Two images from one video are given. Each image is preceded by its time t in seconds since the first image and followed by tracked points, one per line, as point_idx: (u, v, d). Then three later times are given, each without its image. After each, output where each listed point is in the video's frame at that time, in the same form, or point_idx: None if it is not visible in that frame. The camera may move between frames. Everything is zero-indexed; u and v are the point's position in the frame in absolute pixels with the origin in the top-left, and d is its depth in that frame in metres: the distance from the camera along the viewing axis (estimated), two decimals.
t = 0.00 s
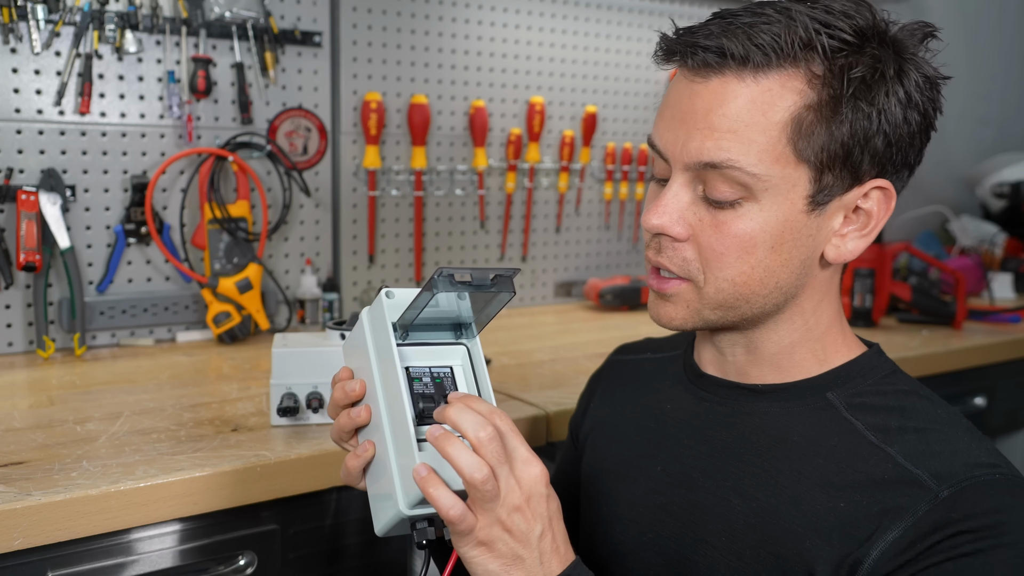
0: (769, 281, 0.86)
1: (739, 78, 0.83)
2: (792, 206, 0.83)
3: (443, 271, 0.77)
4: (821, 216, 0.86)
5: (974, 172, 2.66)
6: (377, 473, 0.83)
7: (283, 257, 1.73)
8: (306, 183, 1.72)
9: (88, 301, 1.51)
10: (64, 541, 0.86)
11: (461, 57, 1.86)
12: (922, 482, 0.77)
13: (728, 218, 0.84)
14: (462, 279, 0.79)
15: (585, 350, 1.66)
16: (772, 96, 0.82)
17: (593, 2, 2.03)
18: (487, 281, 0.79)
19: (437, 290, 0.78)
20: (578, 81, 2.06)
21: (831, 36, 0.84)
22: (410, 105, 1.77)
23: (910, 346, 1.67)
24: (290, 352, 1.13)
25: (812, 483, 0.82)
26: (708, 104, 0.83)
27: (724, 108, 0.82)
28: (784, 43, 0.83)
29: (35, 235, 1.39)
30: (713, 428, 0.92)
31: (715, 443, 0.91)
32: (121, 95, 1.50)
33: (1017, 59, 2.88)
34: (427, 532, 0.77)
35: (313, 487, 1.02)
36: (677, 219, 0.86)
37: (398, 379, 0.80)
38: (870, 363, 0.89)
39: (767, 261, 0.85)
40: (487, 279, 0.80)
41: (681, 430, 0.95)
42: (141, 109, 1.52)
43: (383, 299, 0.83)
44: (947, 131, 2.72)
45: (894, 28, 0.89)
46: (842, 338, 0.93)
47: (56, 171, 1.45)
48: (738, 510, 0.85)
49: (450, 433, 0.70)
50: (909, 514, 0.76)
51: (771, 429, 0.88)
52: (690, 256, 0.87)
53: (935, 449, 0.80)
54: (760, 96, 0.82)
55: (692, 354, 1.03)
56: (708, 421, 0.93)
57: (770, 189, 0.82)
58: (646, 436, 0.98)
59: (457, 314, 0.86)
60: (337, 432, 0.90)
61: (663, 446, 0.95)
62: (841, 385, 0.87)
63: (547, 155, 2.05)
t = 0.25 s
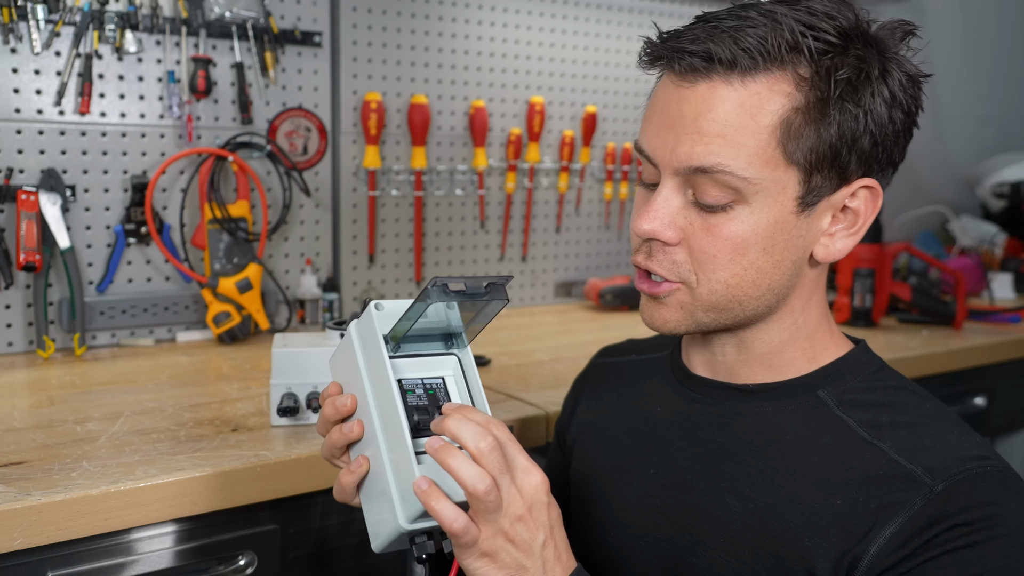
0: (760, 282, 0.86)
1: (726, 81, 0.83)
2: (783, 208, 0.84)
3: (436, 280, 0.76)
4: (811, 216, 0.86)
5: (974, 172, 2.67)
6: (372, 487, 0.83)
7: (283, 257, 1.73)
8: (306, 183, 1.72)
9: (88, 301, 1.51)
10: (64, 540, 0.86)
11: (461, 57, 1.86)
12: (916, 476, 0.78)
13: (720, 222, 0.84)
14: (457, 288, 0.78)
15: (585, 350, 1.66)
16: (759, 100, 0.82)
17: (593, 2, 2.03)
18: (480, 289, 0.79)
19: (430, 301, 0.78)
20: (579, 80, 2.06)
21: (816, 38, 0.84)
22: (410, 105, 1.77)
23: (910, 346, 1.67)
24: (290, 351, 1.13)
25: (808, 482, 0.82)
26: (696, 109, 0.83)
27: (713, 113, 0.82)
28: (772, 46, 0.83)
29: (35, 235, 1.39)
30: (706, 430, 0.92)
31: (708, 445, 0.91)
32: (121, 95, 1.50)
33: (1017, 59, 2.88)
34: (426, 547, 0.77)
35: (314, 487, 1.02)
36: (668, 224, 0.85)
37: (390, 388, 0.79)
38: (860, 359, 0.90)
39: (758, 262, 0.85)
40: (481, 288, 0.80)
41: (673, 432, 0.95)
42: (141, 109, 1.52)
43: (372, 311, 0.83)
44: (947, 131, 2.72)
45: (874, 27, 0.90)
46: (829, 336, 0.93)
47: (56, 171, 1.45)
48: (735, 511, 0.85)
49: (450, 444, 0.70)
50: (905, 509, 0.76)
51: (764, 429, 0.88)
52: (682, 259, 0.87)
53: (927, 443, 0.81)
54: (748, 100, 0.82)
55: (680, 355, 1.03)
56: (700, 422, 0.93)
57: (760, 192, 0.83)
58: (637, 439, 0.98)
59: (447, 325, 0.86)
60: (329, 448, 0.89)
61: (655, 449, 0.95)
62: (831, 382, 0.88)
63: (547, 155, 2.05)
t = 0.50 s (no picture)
0: (752, 285, 0.86)
1: (720, 83, 0.82)
2: (775, 210, 0.84)
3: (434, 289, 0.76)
4: (802, 219, 0.87)
5: (974, 172, 2.67)
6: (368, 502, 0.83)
7: (283, 257, 1.73)
8: (306, 183, 1.72)
9: (88, 301, 1.51)
10: (65, 540, 0.86)
11: (461, 57, 1.86)
12: (912, 474, 0.78)
13: (713, 224, 0.83)
14: (454, 296, 0.78)
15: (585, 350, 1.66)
16: (754, 102, 0.82)
17: (593, 2, 2.03)
18: (478, 295, 0.80)
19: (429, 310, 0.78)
20: (579, 80, 2.06)
21: (810, 40, 0.84)
22: (410, 105, 1.77)
23: (910, 346, 1.67)
24: (289, 351, 1.13)
25: (805, 483, 0.82)
26: (691, 112, 0.83)
27: (707, 115, 0.82)
28: (767, 48, 0.83)
29: (35, 235, 1.39)
30: (700, 432, 0.92)
31: (703, 447, 0.90)
32: (122, 95, 1.50)
33: (1017, 59, 2.88)
34: (429, 560, 0.77)
35: (313, 487, 1.02)
36: (661, 226, 0.85)
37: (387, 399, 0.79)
38: (852, 357, 0.90)
39: (751, 265, 0.85)
40: (479, 294, 0.80)
41: (666, 434, 0.95)
42: (141, 109, 1.52)
43: (364, 323, 0.82)
44: (947, 132, 2.72)
45: (864, 28, 0.90)
46: (820, 336, 0.94)
47: (56, 171, 1.45)
48: (734, 513, 0.85)
49: (454, 456, 0.70)
50: (902, 506, 0.77)
51: (759, 430, 0.88)
52: (675, 262, 0.86)
53: (921, 440, 0.81)
54: (743, 102, 0.82)
55: (670, 358, 1.02)
56: (694, 424, 0.93)
57: (754, 195, 0.83)
58: (630, 442, 0.97)
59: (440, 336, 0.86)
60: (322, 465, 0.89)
61: (649, 451, 0.95)
62: (824, 382, 0.88)
63: (547, 155, 2.05)
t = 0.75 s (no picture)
0: (790, 272, 0.87)
1: (762, 62, 0.84)
2: (814, 192, 0.84)
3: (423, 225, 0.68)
4: (840, 204, 0.87)
5: (974, 172, 2.67)
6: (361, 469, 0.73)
7: (283, 257, 1.73)
8: (306, 183, 1.72)
9: (88, 301, 1.51)
10: (65, 540, 0.86)
11: (461, 57, 1.87)
12: (947, 482, 0.80)
13: (752, 206, 0.84)
14: (444, 232, 0.69)
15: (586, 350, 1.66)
16: (794, 82, 0.83)
17: (593, 2, 2.03)
18: (469, 232, 0.70)
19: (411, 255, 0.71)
20: (578, 80, 2.06)
21: (850, 23, 0.86)
22: (410, 105, 1.77)
23: (910, 346, 1.67)
24: (290, 351, 1.13)
25: (836, 485, 0.83)
26: (732, 91, 0.84)
27: (748, 94, 0.83)
28: (808, 30, 0.85)
29: (35, 235, 1.39)
30: (724, 432, 0.91)
31: (727, 446, 0.90)
32: (121, 95, 1.50)
33: (1017, 60, 2.88)
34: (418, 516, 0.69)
35: (313, 486, 1.03)
36: (697, 209, 0.85)
37: (380, 355, 0.71)
38: (877, 364, 0.92)
39: (789, 251, 0.85)
40: (469, 231, 0.70)
41: (686, 433, 0.94)
42: (141, 109, 1.52)
43: (355, 271, 0.76)
44: (947, 132, 2.72)
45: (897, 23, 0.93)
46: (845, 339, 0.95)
47: (56, 171, 1.45)
48: (762, 517, 0.84)
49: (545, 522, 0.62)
50: (940, 515, 0.78)
51: (788, 432, 0.88)
52: (712, 248, 0.86)
53: (952, 448, 0.84)
54: (783, 80, 0.83)
55: (689, 354, 1.02)
56: (715, 424, 0.92)
57: (793, 174, 0.83)
58: (649, 438, 0.96)
59: (434, 288, 0.77)
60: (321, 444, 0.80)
61: (668, 449, 0.94)
62: (851, 386, 0.89)
63: (547, 155, 2.05)
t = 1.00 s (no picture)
0: (791, 270, 0.87)
1: (763, 62, 0.85)
2: (814, 190, 0.85)
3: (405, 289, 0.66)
4: (835, 202, 0.88)
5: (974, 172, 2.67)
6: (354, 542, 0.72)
7: (283, 257, 1.73)
8: (306, 183, 1.72)
9: (88, 301, 1.51)
10: (64, 540, 0.86)
11: (461, 57, 1.87)
12: (944, 467, 0.81)
13: (756, 204, 0.84)
14: (425, 296, 0.68)
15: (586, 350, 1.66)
16: (795, 81, 0.84)
17: (593, 2, 2.03)
18: (451, 292, 0.71)
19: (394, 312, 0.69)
20: (579, 80, 2.06)
21: (844, 25, 0.88)
22: (410, 105, 1.77)
23: (910, 347, 1.67)
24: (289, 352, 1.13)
25: (842, 476, 0.83)
26: (734, 91, 0.84)
27: (751, 94, 0.83)
28: (805, 31, 0.86)
29: (35, 235, 1.39)
30: (724, 430, 0.90)
31: (729, 444, 0.89)
32: (121, 95, 1.50)
33: (1017, 60, 2.88)
34: None
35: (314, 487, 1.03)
36: (701, 208, 0.84)
37: (365, 426, 0.69)
38: (864, 357, 0.93)
39: (791, 248, 0.85)
40: (451, 291, 0.71)
41: (684, 433, 0.92)
42: (141, 109, 1.52)
43: (325, 334, 0.72)
44: (947, 132, 2.72)
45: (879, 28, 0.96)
46: (832, 336, 0.96)
47: (56, 171, 1.45)
48: (773, 512, 0.84)
49: (590, 534, 0.63)
50: (943, 500, 0.79)
51: (789, 427, 0.88)
52: (717, 246, 0.85)
53: (942, 434, 0.85)
54: (783, 81, 0.84)
55: (677, 354, 1.00)
56: (714, 423, 0.91)
57: (796, 172, 0.84)
58: (644, 441, 0.94)
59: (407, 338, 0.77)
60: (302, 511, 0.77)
61: (667, 450, 0.92)
62: (843, 380, 0.90)
63: (547, 155, 2.05)
